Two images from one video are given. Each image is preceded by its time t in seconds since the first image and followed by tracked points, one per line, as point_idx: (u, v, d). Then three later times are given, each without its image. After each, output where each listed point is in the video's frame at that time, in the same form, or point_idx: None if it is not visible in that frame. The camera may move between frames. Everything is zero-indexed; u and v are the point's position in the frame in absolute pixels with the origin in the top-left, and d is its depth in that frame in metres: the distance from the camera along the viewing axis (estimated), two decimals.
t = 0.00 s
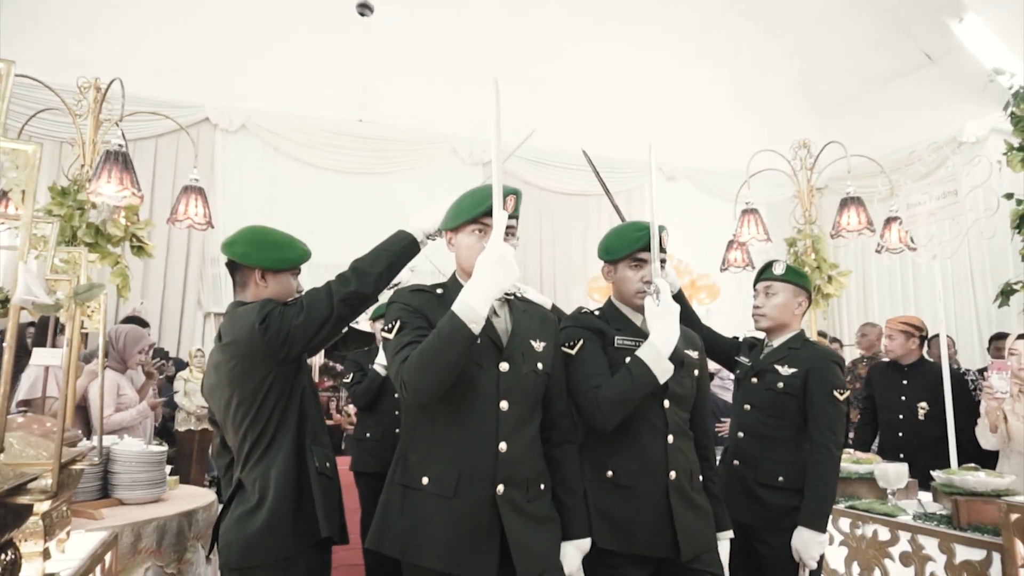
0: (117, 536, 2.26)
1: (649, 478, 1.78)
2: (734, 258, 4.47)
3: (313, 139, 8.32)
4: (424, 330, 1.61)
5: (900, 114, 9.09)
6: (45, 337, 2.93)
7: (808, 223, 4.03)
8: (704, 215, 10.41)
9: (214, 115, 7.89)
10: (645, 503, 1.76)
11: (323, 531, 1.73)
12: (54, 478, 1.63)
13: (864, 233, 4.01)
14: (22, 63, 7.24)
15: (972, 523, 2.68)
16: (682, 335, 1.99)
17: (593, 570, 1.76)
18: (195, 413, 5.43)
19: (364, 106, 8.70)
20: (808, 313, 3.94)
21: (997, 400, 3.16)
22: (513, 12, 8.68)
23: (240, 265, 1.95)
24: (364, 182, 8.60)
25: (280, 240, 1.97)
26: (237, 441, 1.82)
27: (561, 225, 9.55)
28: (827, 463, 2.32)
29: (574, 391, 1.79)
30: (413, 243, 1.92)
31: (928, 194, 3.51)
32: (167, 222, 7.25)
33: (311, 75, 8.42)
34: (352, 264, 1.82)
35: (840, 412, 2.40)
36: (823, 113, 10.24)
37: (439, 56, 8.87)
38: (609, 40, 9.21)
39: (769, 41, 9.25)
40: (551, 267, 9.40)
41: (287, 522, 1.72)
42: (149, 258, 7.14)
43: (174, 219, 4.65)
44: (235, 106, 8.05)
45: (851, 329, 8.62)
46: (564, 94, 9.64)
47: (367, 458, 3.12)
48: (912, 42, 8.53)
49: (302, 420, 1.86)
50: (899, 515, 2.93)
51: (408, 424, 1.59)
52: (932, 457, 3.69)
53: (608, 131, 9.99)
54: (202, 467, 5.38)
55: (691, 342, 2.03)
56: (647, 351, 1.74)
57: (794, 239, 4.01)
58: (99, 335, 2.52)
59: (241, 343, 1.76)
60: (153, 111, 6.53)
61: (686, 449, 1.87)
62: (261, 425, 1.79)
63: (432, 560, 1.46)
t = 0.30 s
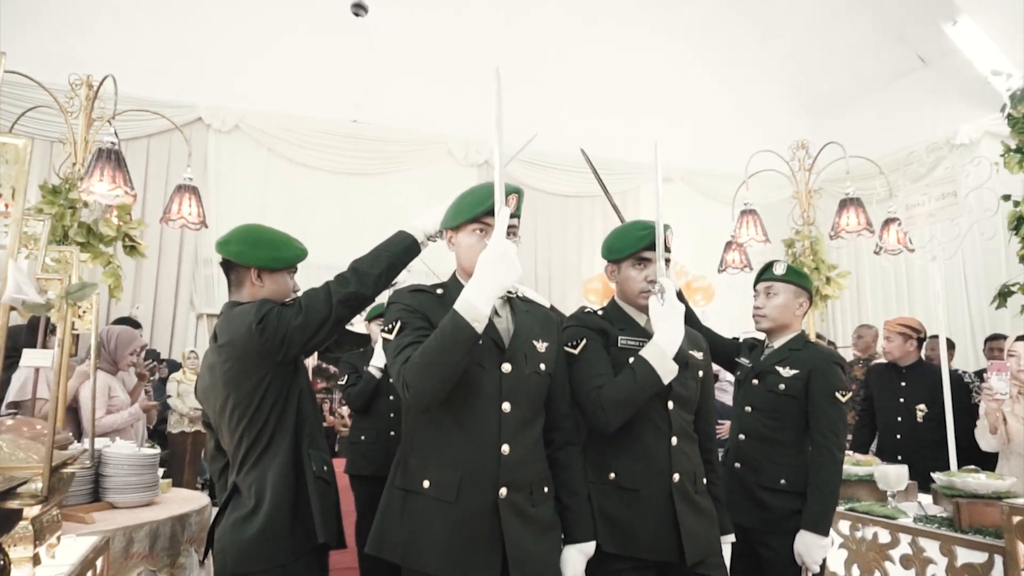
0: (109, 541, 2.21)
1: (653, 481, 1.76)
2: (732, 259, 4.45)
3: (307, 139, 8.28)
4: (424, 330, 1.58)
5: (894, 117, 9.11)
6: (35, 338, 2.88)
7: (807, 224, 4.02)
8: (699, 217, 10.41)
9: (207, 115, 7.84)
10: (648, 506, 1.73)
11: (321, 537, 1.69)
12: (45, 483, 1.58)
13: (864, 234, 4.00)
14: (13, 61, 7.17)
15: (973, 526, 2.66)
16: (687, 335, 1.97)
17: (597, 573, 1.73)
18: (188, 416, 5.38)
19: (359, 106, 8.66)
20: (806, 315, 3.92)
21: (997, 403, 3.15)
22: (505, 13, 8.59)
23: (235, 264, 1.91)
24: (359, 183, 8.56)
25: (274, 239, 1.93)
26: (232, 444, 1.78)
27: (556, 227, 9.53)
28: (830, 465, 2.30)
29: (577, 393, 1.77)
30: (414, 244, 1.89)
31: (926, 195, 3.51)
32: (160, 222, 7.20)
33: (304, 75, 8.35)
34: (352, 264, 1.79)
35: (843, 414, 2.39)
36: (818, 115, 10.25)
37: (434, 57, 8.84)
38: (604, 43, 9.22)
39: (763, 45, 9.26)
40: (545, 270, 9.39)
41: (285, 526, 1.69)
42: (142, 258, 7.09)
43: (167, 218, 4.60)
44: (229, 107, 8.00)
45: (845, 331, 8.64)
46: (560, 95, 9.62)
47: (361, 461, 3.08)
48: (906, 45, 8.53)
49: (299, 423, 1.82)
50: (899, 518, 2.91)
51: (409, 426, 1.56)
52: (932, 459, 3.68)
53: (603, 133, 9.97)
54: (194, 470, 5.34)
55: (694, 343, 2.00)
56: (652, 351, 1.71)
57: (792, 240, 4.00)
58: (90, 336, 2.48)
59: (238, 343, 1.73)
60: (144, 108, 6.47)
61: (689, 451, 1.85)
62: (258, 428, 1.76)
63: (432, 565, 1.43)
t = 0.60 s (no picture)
0: (100, 545, 2.16)
1: (656, 482, 1.73)
2: (729, 260, 4.44)
3: (301, 140, 8.20)
4: (424, 330, 1.55)
5: (888, 120, 9.13)
6: (25, 338, 2.82)
7: (804, 225, 4.01)
8: (694, 218, 10.39)
9: (200, 115, 7.76)
10: (651, 508, 1.71)
11: (316, 541, 1.66)
12: (34, 486, 1.56)
13: (862, 234, 3.99)
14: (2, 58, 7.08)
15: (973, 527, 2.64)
16: (689, 334, 1.95)
17: None
18: (180, 417, 5.33)
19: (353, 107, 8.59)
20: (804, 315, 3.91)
21: (995, 403, 3.15)
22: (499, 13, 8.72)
23: (229, 263, 1.88)
24: (353, 184, 8.48)
25: (269, 236, 1.90)
26: (226, 446, 1.75)
27: (551, 228, 9.51)
28: (830, 467, 2.28)
29: (579, 393, 1.74)
30: (414, 245, 1.85)
31: (924, 195, 3.49)
32: (152, 222, 7.13)
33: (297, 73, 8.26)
34: (351, 264, 1.76)
35: (843, 415, 2.37)
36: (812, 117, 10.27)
37: (429, 57, 8.80)
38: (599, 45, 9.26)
39: (757, 46, 9.27)
40: (540, 272, 9.38)
41: (280, 530, 1.65)
42: (134, 258, 7.03)
43: (159, 217, 4.54)
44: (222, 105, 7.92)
45: (840, 333, 8.65)
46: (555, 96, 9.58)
47: (354, 462, 3.08)
48: (900, 47, 8.46)
49: (295, 425, 1.79)
50: (899, 519, 2.89)
51: (408, 427, 1.53)
52: (930, 461, 3.67)
53: (599, 134, 9.95)
54: (187, 472, 5.29)
55: (697, 342, 1.98)
56: (654, 350, 1.68)
57: (789, 240, 3.99)
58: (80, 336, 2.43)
59: (233, 343, 1.69)
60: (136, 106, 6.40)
61: (692, 452, 1.82)
62: (252, 430, 1.72)
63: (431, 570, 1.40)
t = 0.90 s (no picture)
0: (89, 548, 2.11)
1: (658, 485, 1.70)
2: (727, 260, 4.40)
3: (295, 139, 8.15)
4: (423, 329, 1.51)
5: (886, 124, 9.09)
6: (11, 339, 2.75)
7: (803, 225, 3.99)
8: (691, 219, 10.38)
9: (194, 114, 7.72)
10: (653, 511, 1.68)
11: (310, 546, 1.62)
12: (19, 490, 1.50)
13: (861, 234, 3.98)
14: None
15: (974, 530, 2.62)
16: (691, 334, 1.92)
17: None
18: (173, 418, 5.25)
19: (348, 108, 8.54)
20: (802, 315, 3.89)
21: (995, 404, 3.14)
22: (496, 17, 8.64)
23: (222, 261, 1.84)
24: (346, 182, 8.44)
25: (263, 233, 1.86)
26: (219, 449, 1.71)
27: (547, 228, 9.48)
28: (832, 469, 2.25)
29: (580, 394, 1.70)
30: (413, 245, 1.81)
31: (925, 195, 3.47)
32: (144, 220, 7.06)
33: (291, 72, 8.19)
34: (348, 264, 1.72)
35: (844, 416, 2.34)
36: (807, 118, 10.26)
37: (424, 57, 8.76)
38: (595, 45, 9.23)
39: (753, 47, 9.24)
40: (536, 272, 9.37)
41: (273, 534, 1.62)
42: (126, 256, 6.95)
43: (151, 215, 4.48)
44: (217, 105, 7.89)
45: (836, 334, 8.64)
46: (551, 95, 9.53)
47: (347, 463, 3.06)
48: (895, 49, 8.45)
49: (289, 426, 1.75)
50: (899, 521, 2.87)
51: (406, 429, 1.50)
52: (929, 462, 3.64)
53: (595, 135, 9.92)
54: (180, 473, 5.23)
55: (699, 343, 1.95)
56: (657, 350, 1.65)
57: (787, 240, 3.96)
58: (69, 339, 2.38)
59: (226, 343, 1.65)
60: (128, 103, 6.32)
61: (695, 454, 1.79)
62: (245, 432, 1.68)
63: None
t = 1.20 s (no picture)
0: (78, 556, 2.01)
1: (666, 492, 1.66)
2: (727, 260, 4.35)
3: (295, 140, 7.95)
4: (423, 331, 1.46)
5: (883, 125, 8.95)
6: None
7: (803, 224, 3.95)
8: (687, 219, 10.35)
9: (187, 112, 7.48)
10: (661, 519, 1.63)
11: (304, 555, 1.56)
12: None
13: (862, 233, 3.95)
14: None
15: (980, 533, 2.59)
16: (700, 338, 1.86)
17: None
18: (165, 420, 5.22)
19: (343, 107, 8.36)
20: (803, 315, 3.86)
21: (997, 406, 3.09)
22: (483, 14, 8.50)
23: (215, 259, 1.78)
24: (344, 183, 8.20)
25: (256, 232, 1.80)
26: (212, 453, 1.65)
27: (544, 228, 9.42)
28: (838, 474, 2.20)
29: (585, 397, 1.66)
30: (412, 244, 1.76)
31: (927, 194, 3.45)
32: (137, 218, 6.98)
33: (286, 70, 8.11)
34: (345, 262, 1.67)
35: (850, 419, 2.29)
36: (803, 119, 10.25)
37: (421, 56, 8.71)
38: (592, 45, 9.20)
39: (750, 47, 9.22)
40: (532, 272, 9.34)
41: (266, 543, 1.56)
42: (119, 255, 6.87)
43: (144, 213, 4.41)
44: (210, 104, 7.64)
45: (833, 334, 8.63)
46: (548, 95, 9.48)
47: (346, 466, 3.05)
48: (891, 49, 8.45)
49: (284, 430, 1.69)
50: (903, 524, 2.83)
51: (406, 433, 1.44)
52: (930, 464, 3.61)
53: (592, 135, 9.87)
54: (173, 476, 5.16)
55: (708, 345, 1.90)
56: (666, 354, 1.61)
57: (788, 240, 3.92)
58: (58, 341, 2.31)
59: (219, 343, 1.60)
60: (120, 100, 6.23)
61: (703, 460, 1.74)
62: (238, 437, 1.62)
63: None
